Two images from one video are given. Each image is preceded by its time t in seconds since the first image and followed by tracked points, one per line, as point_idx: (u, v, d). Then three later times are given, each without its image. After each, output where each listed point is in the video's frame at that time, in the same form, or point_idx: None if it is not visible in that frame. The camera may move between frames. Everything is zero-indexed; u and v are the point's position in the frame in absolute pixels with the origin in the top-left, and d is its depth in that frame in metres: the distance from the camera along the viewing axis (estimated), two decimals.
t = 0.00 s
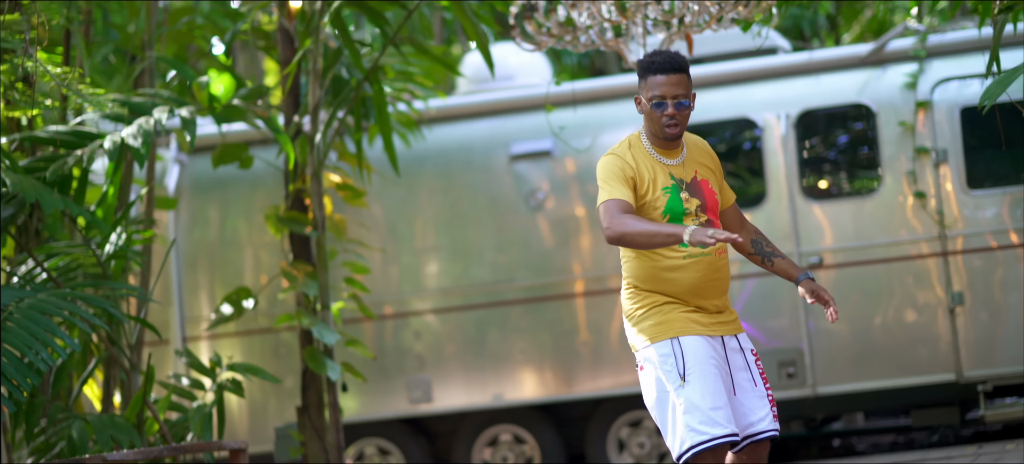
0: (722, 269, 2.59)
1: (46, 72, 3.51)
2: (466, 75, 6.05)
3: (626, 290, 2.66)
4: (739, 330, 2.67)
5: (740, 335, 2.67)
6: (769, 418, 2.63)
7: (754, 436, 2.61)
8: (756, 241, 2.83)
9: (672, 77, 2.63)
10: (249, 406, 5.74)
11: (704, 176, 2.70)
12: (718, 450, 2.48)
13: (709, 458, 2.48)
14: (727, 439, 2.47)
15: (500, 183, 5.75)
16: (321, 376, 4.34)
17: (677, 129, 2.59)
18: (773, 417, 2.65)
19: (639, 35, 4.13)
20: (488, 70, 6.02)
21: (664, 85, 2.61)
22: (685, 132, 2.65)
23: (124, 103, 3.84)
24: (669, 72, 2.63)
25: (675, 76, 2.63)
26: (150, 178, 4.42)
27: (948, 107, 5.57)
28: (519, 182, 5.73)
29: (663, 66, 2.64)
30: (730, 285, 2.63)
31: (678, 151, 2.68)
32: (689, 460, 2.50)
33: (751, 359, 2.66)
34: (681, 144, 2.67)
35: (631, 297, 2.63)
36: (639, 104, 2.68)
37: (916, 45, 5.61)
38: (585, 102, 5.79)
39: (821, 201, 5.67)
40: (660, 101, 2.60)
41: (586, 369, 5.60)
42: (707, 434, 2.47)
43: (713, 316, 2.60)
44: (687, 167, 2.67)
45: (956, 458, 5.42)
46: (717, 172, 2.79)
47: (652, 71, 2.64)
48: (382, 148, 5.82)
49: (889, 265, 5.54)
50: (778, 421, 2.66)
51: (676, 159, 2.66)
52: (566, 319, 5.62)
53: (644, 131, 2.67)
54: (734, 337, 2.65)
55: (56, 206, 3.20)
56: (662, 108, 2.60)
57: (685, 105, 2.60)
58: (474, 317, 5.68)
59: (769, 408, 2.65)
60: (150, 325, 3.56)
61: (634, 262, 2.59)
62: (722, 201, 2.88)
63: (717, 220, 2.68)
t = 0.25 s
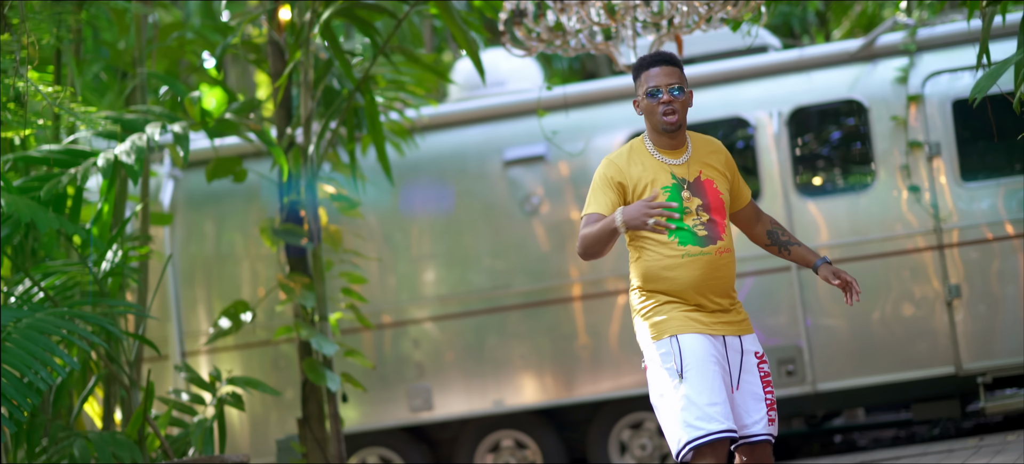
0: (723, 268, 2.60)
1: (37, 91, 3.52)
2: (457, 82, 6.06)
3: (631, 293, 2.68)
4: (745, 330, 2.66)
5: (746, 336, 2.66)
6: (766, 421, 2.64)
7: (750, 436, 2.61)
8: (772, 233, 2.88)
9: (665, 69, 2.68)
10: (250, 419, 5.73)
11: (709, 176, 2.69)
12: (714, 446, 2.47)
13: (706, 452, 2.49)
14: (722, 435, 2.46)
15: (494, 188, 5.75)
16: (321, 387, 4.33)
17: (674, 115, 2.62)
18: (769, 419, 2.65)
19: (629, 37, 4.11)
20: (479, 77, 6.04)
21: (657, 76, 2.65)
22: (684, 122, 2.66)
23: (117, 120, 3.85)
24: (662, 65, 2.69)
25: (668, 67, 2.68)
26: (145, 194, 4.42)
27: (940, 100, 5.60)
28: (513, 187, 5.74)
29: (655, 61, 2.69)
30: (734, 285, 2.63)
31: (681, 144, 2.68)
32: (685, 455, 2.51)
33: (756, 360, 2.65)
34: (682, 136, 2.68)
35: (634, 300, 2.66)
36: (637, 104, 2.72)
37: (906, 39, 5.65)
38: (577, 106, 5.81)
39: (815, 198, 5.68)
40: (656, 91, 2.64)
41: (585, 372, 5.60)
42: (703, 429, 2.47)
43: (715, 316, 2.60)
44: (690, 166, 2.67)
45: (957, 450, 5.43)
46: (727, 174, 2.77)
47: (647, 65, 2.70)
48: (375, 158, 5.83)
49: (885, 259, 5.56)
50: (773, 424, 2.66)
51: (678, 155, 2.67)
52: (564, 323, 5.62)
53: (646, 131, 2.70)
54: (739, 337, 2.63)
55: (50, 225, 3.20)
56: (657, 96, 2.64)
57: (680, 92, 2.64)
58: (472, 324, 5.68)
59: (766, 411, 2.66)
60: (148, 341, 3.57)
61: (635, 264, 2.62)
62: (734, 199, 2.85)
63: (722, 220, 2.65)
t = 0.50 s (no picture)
0: (725, 270, 2.70)
1: (28, 112, 3.53)
2: (448, 90, 6.07)
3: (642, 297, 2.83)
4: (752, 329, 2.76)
5: (751, 335, 2.76)
6: (776, 414, 2.72)
7: (759, 431, 2.71)
8: (779, 250, 2.96)
9: (672, 82, 2.77)
10: (251, 433, 5.73)
11: (715, 182, 2.78)
12: (714, 441, 2.58)
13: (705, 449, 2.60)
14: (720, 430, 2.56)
15: (488, 195, 5.76)
16: (321, 399, 4.33)
17: (681, 128, 2.72)
18: (781, 412, 2.73)
19: (617, 40, 4.16)
20: (469, 84, 6.04)
21: (665, 89, 2.75)
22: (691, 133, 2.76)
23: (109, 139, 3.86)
24: (670, 77, 2.78)
25: (676, 80, 2.77)
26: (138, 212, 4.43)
27: (930, 93, 5.65)
28: (507, 193, 5.75)
29: (664, 73, 2.78)
30: (738, 286, 2.73)
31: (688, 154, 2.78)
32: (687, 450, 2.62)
33: (762, 357, 2.75)
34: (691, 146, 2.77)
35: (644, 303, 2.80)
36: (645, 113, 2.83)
37: (895, 33, 5.70)
38: (569, 111, 5.82)
39: (809, 196, 5.70)
40: (664, 103, 2.75)
41: (585, 375, 5.61)
42: (701, 425, 2.58)
43: (718, 316, 2.70)
44: (695, 174, 2.76)
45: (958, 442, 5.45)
46: (734, 180, 2.85)
47: (654, 79, 2.79)
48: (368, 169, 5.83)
49: (881, 254, 5.58)
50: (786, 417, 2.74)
51: (683, 165, 2.77)
52: (562, 328, 5.63)
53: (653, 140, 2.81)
54: (743, 336, 2.73)
55: (46, 246, 3.21)
56: (666, 110, 2.74)
57: (688, 105, 2.74)
58: (470, 331, 5.68)
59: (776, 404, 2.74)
60: (146, 359, 3.57)
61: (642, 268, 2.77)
62: (740, 210, 2.94)
63: (727, 224, 2.74)
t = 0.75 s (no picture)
0: (721, 266, 2.76)
1: (21, 130, 3.54)
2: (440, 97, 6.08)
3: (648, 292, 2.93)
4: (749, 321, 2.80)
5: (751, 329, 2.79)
6: (768, 408, 2.76)
7: (750, 425, 2.77)
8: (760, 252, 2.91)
9: (671, 71, 2.87)
10: (253, 445, 5.72)
11: (715, 176, 2.83)
12: (691, 442, 2.72)
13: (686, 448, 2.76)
14: (694, 433, 2.70)
15: (483, 201, 5.77)
16: (321, 409, 4.34)
17: (682, 114, 2.80)
18: (774, 405, 2.76)
19: (607, 42, 4.16)
20: (461, 91, 6.06)
21: (665, 78, 2.84)
22: (691, 122, 2.84)
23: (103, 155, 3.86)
24: (669, 67, 2.88)
25: (675, 69, 2.87)
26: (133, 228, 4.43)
27: (921, 87, 5.68)
28: (502, 198, 5.76)
29: (663, 64, 2.88)
30: (735, 281, 2.78)
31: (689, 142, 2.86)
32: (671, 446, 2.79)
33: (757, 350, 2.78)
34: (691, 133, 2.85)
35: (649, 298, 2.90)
36: (647, 105, 2.91)
37: (885, 28, 5.71)
38: (561, 114, 5.84)
39: (803, 193, 5.72)
40: (664, 92, 2.83)
41: (584, 378, 5.62)
42: (678, 426, 2.72)
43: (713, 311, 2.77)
44: (695, 166, 2.83)
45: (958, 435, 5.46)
46: (735, 174, 2.89)
47: (653, 69, 2.89)
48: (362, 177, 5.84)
49: (877, 249, 5.60)
50: (781, 410, 2.77)
51: (683, 155, 2.84)
52: (560, 331, 5.64)
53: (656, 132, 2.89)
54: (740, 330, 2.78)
55: (43, 263, 3.21)
56: (665, 98, 2.83)
57: (686, 93, 2.82)
58: (469, 337, 5.69)
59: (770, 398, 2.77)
60: (146, 374, 3.57)
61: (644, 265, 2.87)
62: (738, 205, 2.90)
63: (725, 219, 2.79)
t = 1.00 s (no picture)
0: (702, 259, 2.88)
1: (14, 151, 3.54)
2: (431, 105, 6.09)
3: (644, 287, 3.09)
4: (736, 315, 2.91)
5: (735, 320, 2.91)
6: (754, 399, 2.88)
7: (738, 416, 2.91)
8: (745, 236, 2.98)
9: (658, 71, 2.99)
10: (256, 459, 5.72)
11: (703, 171, 2.92)
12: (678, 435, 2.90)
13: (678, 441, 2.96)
14: (677, 427, 2.87)
15: (478, 206, 5.78)
16: (324, 420, 4.34)
17: (670, 115, 2.91)
18: (759, 396, 2.88)
19: (596, 45, 4.21)
20: (452, 98, 6.07)
21: (651, 78, 2.97)
22: (681, 121, 2.94)
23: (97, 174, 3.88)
24: (657, 67, 3.00)
25: (662, 69, 2.99)
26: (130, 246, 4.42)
27: (911, 79, 5.71)
28: (496, 203, 5.77)
29: (650, 65, 3.00)
30: (718, 274, 2.89)
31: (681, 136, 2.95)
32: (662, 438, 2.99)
33: (742, 342, 2.90)
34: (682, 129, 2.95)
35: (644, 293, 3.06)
36: (637, 107, 3.03)
37: (873, 21, 5.73)
38: (553, 117, 5.86)
39: (797, 188, 5.74)
40: (651, 92, 2.96)
41: (585, 380, 5.63)
42: (664, 421, 2.91)
43: (697, 304, 2.90)
44: (683, 161, 2.94)
45: (960, 425, 5.47)
46: (728, 168, 2.94)
47: (642, 70, 3.02)
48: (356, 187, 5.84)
49: (872, 242, 5.62)
50: (768, 400, 2.88)
51: (673, 151, 2.95)
52: (560, 334, 5.65)
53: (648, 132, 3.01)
54: (724, 322, 2.90)
55: (41, 284, 3.21)
56: (652, 98, 2.95)
57: (673, 92, 2.95)
58: (469, 342, 5.69)
59: (756, 389, 2.89)
60: (148, 391, 3.57)
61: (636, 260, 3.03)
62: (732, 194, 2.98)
63: (710, 212, 2.89)
